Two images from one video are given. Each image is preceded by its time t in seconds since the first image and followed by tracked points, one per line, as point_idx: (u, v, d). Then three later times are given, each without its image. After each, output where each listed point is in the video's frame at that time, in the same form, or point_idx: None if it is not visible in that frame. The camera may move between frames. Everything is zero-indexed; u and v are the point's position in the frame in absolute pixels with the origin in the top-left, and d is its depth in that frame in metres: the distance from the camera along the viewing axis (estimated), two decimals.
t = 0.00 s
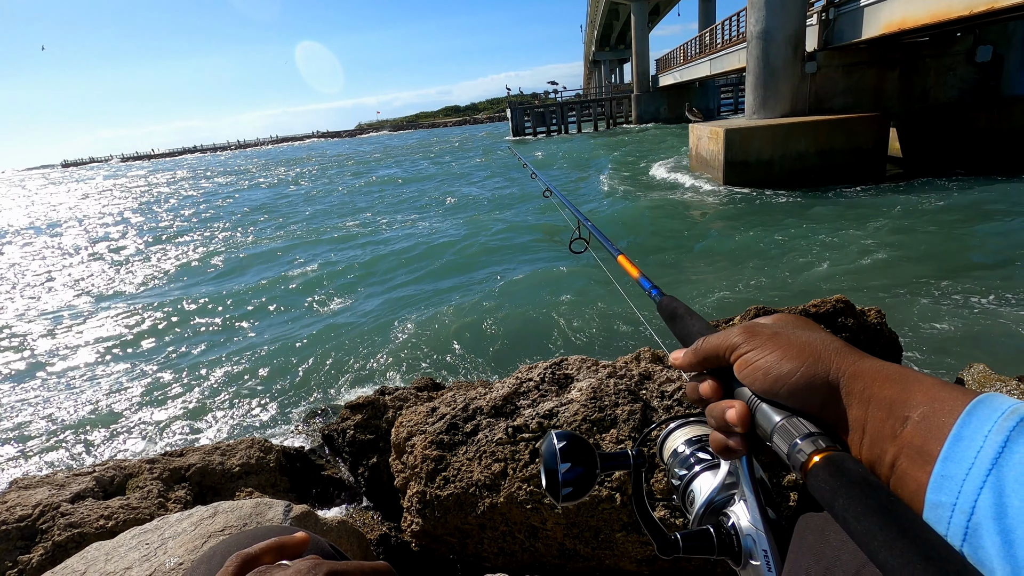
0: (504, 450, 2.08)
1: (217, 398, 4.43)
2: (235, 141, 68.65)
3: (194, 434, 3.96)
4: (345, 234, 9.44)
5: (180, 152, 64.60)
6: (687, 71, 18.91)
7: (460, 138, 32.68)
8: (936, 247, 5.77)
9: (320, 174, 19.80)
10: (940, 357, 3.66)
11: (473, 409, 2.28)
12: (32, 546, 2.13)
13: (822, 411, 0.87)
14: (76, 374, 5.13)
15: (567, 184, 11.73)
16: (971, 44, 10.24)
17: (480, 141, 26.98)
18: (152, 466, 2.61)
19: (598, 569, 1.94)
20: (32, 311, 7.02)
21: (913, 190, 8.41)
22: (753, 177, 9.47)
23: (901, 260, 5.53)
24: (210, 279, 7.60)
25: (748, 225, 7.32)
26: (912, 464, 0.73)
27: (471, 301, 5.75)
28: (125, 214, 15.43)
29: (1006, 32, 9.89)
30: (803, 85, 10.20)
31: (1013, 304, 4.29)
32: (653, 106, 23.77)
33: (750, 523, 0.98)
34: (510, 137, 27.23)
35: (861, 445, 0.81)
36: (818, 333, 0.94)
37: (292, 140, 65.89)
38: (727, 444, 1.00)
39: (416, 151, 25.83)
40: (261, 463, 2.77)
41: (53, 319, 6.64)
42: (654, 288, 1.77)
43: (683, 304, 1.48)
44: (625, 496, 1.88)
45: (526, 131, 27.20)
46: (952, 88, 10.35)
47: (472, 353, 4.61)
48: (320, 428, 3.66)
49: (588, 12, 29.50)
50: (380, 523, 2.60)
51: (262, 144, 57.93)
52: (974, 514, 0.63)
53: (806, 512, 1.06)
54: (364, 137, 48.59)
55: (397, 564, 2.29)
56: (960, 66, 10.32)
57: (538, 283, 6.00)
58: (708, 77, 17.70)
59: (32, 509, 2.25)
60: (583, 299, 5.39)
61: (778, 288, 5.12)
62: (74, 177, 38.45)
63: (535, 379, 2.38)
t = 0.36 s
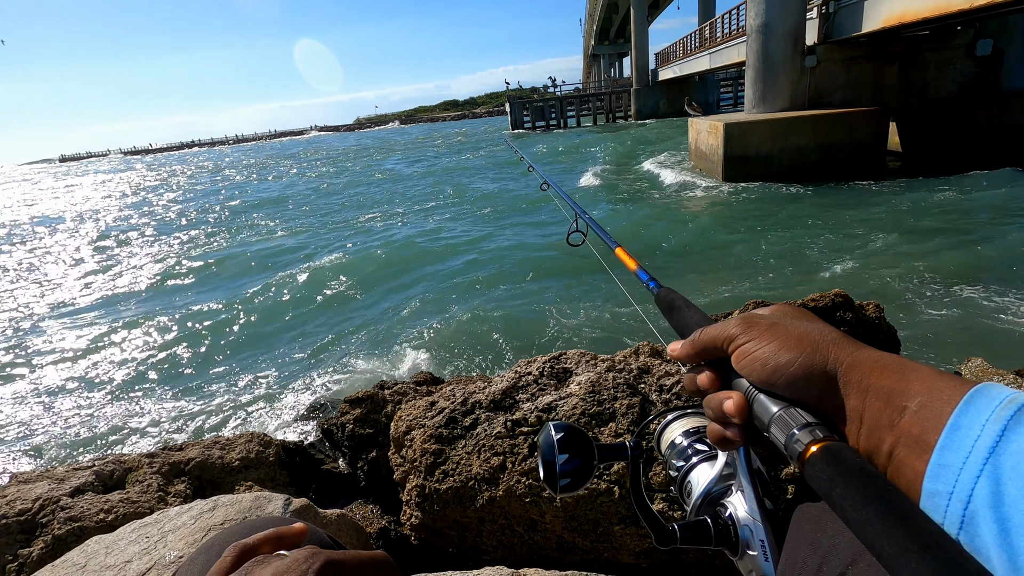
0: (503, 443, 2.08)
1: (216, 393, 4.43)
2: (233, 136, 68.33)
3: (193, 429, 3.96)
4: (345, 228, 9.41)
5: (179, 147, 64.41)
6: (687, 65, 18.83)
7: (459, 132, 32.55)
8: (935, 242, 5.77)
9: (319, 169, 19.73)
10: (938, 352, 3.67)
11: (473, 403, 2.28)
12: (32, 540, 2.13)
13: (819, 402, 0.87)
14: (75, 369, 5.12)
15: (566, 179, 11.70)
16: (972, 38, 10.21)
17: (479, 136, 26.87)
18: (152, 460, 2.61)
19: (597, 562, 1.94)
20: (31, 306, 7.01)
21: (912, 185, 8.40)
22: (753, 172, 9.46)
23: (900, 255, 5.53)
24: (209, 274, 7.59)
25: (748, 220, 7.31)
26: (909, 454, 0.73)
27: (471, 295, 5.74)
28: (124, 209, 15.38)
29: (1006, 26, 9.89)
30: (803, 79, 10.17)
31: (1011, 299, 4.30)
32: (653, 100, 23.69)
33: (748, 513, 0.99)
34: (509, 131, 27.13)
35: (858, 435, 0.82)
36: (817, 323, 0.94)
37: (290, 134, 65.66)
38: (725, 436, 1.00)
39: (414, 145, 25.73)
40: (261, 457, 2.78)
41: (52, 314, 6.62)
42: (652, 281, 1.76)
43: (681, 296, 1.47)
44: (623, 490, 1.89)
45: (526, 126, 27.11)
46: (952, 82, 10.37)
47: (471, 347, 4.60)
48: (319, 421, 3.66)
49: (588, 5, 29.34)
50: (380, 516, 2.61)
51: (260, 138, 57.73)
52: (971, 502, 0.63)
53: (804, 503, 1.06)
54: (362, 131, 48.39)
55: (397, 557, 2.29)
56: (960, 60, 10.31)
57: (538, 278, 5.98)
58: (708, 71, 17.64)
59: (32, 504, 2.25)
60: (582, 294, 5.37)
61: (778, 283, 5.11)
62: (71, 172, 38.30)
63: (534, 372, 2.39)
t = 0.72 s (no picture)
0: (502, 440, 2.09)
1: (216, 390, 4.43)
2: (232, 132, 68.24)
3: (193, 426, 3.96)
4: (344, 225, 9.40)
5: (179, 144, 64.34)
6: (687, 61, 18.80)
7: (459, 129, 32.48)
8: (935, 239, 5.77)
9: (319, 165, 19.69)
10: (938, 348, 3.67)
11: (472, 400, 2.28)
12: (32, 536, 2.13)
13: (817, 395, 0.87)
14: (75, 366, 5.12)
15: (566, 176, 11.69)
16: (972, 35, 10.20)
17: (479, 133, 26.81)
18: (152, 457, 2.62)
19: (596, 558, 1.95)
20: (31, 303, 7.00)
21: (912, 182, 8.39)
22: (753, 169, 9.45)
23: (899, 252, 5.53)
24: (209, 271, 7.58)
25: (748, 217, 7.31)
26: (907, 447, 0.74)
27: (471, 292, 5.73)
28: (124, 206, 15.37)
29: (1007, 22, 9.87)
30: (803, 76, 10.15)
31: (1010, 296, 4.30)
32: (653, 97, 23.64)
33: (746, 507, 0.99)
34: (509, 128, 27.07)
35: (856, 428, 0.82)
36: (815, 318, 0.94)
37: (289, 131, 65.53)
38: (723, 430, 1.00)
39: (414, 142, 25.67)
40: (261, 454, 2.78)
41: (52, 311, 6.61)
42: (651, 277, 1.76)
43: (680, 291, 1.47)
44: (623, 486, 1.89)
45: (525, 123, 27.06)
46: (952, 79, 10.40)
47: (471, 344, 4.60)
48: (319, 418, 3.67)
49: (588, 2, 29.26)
50: (379, 512, 2.62)
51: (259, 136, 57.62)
52: (967, 495, 0.63)
53: (802, 497, 1.07)
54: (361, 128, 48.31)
55: (396, 552, 2.30)
56: (961, 57, 10.30)
57: (538, 274, 5.99)
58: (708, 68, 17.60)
59: (32, 500, 2.25)
60: (582, 291, 5.37)
61: (777, 280, 5.11)
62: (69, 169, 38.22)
63: (533, 369, 2.39)
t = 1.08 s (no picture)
0: (502, 439, 2.09)
1: (217, 389, 4.43)
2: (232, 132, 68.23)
3: (194, 425, 3.96)
4: (345, 224, 9.41)
5: (179, 143, 64.36)
6: (687, 61, 18.83)
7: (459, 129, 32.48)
8: (935, 239, 5.77)
9: (319, 165, 19.70)
10: (937, 348, 3.67)
11: (472, 400, 2.28)
12: (32, 536, 2.13)
13: (817, 394, 0.87)
14: (76, 365, 5.12)
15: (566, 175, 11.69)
16: (973, 34, 10.21)
17: (479, 132, 26.83)
18: (152, 456, 2.62)
19: (596, 557, 1.95)
20: (32, 303, 7.00)
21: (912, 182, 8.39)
22: (753, 168, 9.45)
23: (900, 252, 5.53)
24: (210, 270, 7.58)
25: (748, 216, 7.31)
26: (907, 446, 0.74)
27: (471, 291, 5.74)
28: (125, 205, 15.38)
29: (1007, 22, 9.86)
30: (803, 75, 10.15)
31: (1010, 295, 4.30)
32: (653, 97, 23.66)
33: (746, 507, 0.99)
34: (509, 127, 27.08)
35: (856, 427, 0.82)
36: (815, 317, 0.94)
37: (289, 131, 65.51)
38: (723, 429, 1.00)
39: (414, 142, 25.68)
40: (261, 454, 2.79)
41: (53, 311, 6.61)
42: (651, 276, 1.76)
43: (679, 290, 1.47)
44: (623, 485, 1.89)
45: (526, 122, 27.08)
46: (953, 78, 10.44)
47: (471, 344, 4.60)
48: (319, 418, 3.67)
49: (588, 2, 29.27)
50: (379, 512, 2.62)
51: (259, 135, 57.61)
52: (967, 494, 0.63)
53: (802, 496, 1.07)
54: (361, 128, 48.31)
55: (396, 552, 2.30)
56: (961, 56, 10.30)
57: (538, 274, 5.99)
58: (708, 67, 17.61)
59: (32, 499, 2.25)
60: (582, 291, 5.37)
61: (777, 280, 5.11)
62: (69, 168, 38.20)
63: (533, 368, 2.39)
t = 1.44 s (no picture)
0: (503, 446, 2.08)
1: (217, 395, 4.42)
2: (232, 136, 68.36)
3: (194, 431, 3.96)
4: (345, 230, 9.43)
5: (180, 148, 64.52)
6: (687, 68, 18.93)
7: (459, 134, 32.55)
8: (934, 245, 5.79)
9: (320, 170, 19.74)
10: (937, 355, 3.68)
11: (473, 405, 2.28)
12: (32, 542, 2.13)
13: (819, 403, 0.87)
14: (75, 371, 5.11)
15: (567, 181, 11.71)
16: (972, 40, 10.26)
17: (480, 138, 26.89)
18: (152, 462, 2.61)
19: (597, 564, 1.94)
20: (32, 308, 7.00)
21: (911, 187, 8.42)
22: (753, 173, 9.46)
23: (899, 258, 5.54)
24: (211, 275, 7.59)
25: (748, 222, 7.33)
26: (909, 456, 0.73)
27: (471, 296, 5.74)
28: (126, 210, 15.40)
29: (1006, 28, 9.91)
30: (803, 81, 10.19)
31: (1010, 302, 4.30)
32: (654, 102, 23.73)
33: (748, 516, 0.99)
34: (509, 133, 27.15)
35: (858, 437, 0.82)
36: (818, 326, 0.94)
37: (290, 135, 65.67)
38: (725, 438, 1.00)
39: (415, 147, 25.74)
40: (261, 459, 2.78)
41: (53, 316, 6.61)
42: (652, 283, 1.76)
43: (681, 298, 1.47)
44: (624, 492, 1.88)
45: (526, 128, 27.15)
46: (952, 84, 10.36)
47: (472, 349, 4.60)
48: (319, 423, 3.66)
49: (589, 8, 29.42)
50: (379, 519, 2.62)
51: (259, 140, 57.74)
52: (970, 505, 0.63)
53: (803, 505, 1.06)
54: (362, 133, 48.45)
55: (396, 558, 2.30)
56: (961, 62, 10.34)
57: (538, 279, 5.99)
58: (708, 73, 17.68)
59: (32, 505, 2.25)
60: (583, 296, 5.37)
61: (778, 286, 5.11)
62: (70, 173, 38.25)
63: (534, 374, 2.39)
